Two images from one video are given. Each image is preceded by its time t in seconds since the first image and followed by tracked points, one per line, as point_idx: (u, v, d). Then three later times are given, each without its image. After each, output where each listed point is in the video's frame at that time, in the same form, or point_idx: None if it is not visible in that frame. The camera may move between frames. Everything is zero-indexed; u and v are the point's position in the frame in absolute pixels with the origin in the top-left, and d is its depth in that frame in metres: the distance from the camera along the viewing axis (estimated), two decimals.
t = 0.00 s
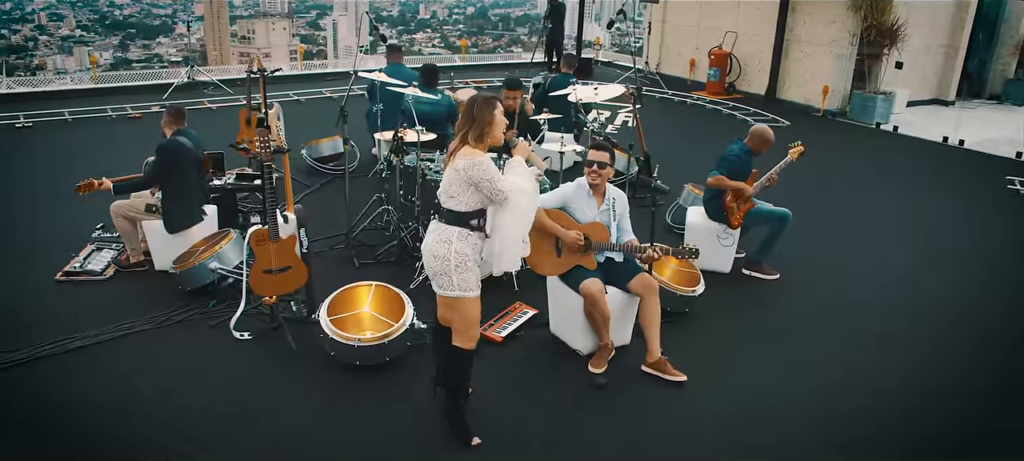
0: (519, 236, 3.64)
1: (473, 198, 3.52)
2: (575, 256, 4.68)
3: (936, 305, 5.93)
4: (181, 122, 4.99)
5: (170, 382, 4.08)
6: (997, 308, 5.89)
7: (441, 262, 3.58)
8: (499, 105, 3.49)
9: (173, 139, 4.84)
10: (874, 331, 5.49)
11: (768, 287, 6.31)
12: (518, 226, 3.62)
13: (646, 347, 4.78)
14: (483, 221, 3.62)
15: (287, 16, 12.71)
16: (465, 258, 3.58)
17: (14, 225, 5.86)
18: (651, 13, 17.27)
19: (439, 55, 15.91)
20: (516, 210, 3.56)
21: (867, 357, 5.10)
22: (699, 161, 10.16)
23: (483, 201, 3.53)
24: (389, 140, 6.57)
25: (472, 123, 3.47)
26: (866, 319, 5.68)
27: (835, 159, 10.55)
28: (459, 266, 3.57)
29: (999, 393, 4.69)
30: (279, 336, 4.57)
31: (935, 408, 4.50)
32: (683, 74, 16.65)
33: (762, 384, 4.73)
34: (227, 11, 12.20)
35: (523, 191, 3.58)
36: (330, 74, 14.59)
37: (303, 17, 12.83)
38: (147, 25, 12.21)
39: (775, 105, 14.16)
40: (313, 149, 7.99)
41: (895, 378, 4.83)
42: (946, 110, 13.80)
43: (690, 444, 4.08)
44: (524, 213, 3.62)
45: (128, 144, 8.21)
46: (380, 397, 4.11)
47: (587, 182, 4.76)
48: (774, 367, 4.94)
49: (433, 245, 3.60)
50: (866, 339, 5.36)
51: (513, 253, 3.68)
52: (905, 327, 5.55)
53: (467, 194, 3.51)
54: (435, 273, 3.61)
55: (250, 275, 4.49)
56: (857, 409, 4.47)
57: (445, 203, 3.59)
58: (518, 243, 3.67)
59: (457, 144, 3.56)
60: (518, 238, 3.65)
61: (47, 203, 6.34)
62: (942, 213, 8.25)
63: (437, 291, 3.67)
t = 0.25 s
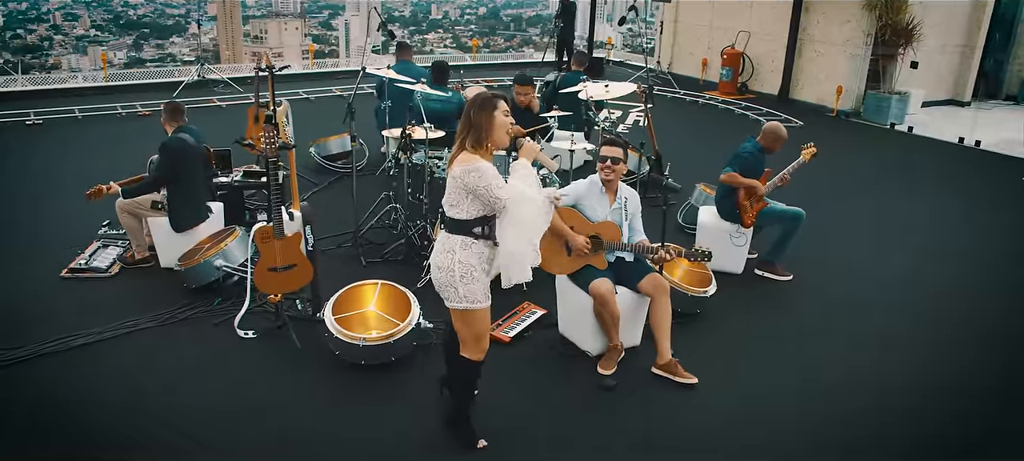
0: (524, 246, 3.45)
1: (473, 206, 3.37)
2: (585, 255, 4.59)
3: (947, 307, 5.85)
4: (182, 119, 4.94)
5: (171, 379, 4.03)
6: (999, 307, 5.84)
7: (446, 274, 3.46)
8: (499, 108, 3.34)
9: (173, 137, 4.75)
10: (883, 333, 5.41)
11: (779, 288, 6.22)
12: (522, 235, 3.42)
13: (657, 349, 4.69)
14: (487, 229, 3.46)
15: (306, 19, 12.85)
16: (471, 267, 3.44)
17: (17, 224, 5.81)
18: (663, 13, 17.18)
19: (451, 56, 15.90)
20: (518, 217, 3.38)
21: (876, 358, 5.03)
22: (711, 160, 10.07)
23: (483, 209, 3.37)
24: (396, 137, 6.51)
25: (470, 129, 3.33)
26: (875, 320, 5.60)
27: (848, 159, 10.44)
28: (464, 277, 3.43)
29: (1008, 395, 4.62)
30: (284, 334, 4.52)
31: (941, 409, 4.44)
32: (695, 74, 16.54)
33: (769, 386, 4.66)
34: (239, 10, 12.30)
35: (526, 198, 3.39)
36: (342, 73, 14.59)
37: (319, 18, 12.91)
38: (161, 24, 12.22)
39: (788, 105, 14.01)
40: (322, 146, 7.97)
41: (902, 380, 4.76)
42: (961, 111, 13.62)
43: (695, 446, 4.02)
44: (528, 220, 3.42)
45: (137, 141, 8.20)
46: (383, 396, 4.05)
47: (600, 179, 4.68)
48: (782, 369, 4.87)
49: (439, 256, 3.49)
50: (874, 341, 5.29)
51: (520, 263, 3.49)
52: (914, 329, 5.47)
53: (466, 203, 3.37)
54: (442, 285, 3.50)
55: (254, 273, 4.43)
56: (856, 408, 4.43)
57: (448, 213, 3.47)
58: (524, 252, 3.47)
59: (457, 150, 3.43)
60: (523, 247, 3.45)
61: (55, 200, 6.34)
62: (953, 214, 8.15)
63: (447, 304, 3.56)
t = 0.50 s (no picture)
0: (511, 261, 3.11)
1: (464, 211, 3.13)
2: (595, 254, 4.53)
3: (959, 309, 5.74)
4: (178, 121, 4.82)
5: (172, 378, 3.99)
6: (999, 307, 5.76)
7: (439, 281, 3.26)
8: (496, 109, 3.09)
9: (179, 138, 4.70)
10: (892, 334, 5.32)
11: (790, 289, 6.12)
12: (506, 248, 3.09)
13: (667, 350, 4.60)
14: (482, 237, 3.18)
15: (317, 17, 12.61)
16: (461, 276, 3.20)
17: (24, 221, 5.80)
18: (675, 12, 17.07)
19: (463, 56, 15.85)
20: (501, 229, 3.05)
21: (885, 360, 4.94)
22: (722, 160, 9.97)
23: (473, 214, 3.12)
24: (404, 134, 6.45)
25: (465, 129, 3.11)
26: (885, 322, 5.51)
27: (859, 159, 10.32)
28: (454, 286, 3.20)
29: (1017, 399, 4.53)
30: (288, 333, 4.46)
31: (948, 411, 4.36)
32: (708, 74, 16.42)
33: (777, 387, 4.58)
34: (252, 11, 12.02)
35: (514, 207, 3.08)
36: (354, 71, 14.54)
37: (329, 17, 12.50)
38: (175, 24, 12.43)
39: (801, 106, 13.87)
40: (330, 144, 7.94)
41: (910, 382, 4.68)
42: (977, 111, 13.43)
43: (699, 448, 3.94)
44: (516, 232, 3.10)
45: (146, 138, 8.19)
46: (386, 396, 3.99)
47: (613, 178, 4.60)
48: (791, 370, 4.79)
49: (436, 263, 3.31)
50: (883, 342, 5.20)
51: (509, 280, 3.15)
52: (925, 330, 5.38)
53: (457, 207, 3.14)
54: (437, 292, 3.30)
55: (259, 271, 4.37)
56: (860, 410, 4.37)
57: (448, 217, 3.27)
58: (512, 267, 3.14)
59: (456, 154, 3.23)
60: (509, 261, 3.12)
61: (63, 197, 6.33)
62: (967, 215, 8.01)
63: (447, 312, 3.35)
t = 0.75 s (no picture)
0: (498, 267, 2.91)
1: (460, 212, 2.97)
2: (606, 251, 4.46)
3: (975, 312, 5.62)
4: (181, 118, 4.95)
5: (174, 375, 3.94)
6: (1010, 309, 5.66)
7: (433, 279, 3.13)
8: (500, 109, 2.91)
9: (186, 136, 4.67)
10: (906, 337, 5.20)
11: (803, 290, 6.01)
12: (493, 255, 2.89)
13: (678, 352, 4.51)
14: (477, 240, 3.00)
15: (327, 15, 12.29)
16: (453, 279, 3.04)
17: (31, 217, 5.78)
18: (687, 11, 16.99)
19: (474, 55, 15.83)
20: (488, 234, 2.86)
21: (899, 363, 4.83)
22: (734, 160, 9.87)
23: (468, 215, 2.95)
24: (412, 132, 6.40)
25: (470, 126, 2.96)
26: (899, 324, 5.40)
27: (874, 159, 10.19)
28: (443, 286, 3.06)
29: None
30: (293, 332, 4.41)
31: (963, 416, 4.26)
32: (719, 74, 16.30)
33: (788, 390, 4.48)
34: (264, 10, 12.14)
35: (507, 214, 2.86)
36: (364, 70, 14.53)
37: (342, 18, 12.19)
38: (188, 24, 12.47)
39: (814, 106, 13.70)
40: (338, 141, 7.92)
41: (924, 386, 4.58)
42: (993, 111, 13.26)
43: (706, 451, 3.86)
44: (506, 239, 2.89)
45: (156, 136, 8.18)
46: (389, 395, 3.93)
47: (626, 175, 4.53)
48: (805, 372, 4.69)
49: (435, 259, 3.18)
50: (897, 345, 5.09)
51: (498, 287, 2.96)
52: (940, 333, 5.26)
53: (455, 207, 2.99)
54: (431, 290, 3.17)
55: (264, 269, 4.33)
56: (876, 413, 4.27)
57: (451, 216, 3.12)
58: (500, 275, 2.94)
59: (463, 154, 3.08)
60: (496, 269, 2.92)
61: (72, 194, 6.31)
62: (983, 215, 7.89)
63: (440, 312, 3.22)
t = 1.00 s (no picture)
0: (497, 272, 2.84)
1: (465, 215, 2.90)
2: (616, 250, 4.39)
3: (989, 313, 5.51)
4: (187, 114, 4.92)
5: (177, 373, 3.90)
6: None
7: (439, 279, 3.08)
8: (510, 109, 2.82)
9: (193, 133, 4.65)
10: (919, 339, 5.10)
11: (815, 290, 5.91)
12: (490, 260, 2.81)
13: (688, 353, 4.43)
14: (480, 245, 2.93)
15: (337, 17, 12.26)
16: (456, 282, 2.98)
17: (39, 215, 5.77)
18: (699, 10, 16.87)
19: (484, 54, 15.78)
20: (483, 240, 2.78)
21: (913, 365, 4.74)
22: (745, 159, 9.77)
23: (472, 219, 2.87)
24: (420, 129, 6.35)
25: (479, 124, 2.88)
26: (913, 325, 5.30)
27: (887, 159, 10.06)
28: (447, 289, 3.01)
29: None
30: (298, 331, 4.36)
31: (978, 420, 4.16)
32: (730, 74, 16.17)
33: (798, 391, 4.40)
34: (276, 11, 12.27)
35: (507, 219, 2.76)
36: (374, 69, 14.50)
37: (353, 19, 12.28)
38: (200, 24, 12.49)
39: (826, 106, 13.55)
40: (347, 140, 7.86)
41: (936, 387, 4.49)
42: (1009, 112, 13.09)
43: (714, 453, 3.78)
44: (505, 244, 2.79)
45: (164, 134, 8.17)
46: (393, 394, 3.87)
47: (637, 173, 4.48)
48: (817, 374, 4.61)
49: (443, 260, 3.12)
50: (910, 346, 4.99)
51: (498, 293, 2.88)
52: (953, 335, 5.16)
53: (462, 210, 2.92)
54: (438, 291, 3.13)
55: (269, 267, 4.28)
56: (890, 415, 4.18)
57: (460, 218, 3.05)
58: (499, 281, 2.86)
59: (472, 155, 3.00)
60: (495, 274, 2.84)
61: (80, 192, 6.31)
62: (999, 216, 7.77)
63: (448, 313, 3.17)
